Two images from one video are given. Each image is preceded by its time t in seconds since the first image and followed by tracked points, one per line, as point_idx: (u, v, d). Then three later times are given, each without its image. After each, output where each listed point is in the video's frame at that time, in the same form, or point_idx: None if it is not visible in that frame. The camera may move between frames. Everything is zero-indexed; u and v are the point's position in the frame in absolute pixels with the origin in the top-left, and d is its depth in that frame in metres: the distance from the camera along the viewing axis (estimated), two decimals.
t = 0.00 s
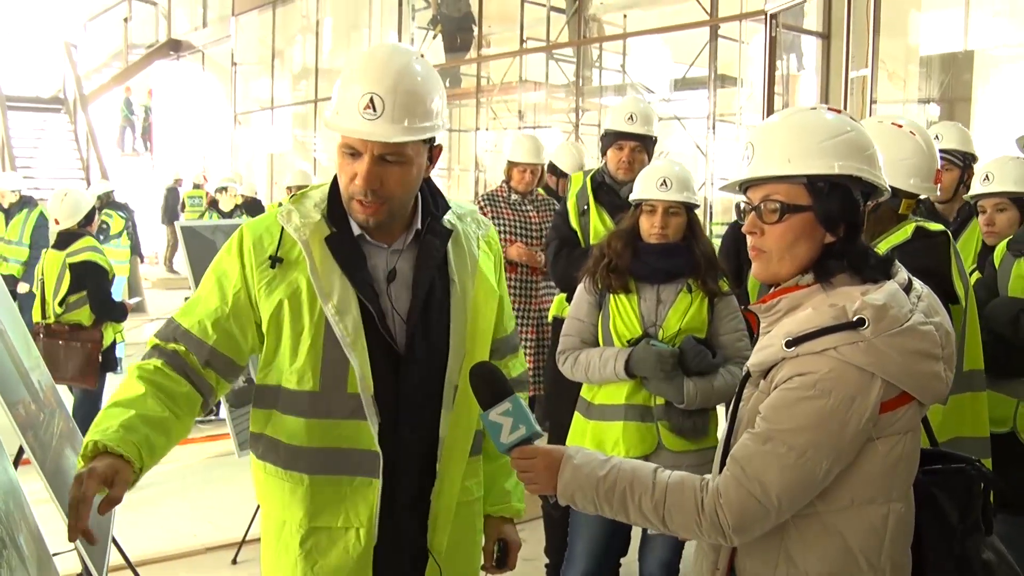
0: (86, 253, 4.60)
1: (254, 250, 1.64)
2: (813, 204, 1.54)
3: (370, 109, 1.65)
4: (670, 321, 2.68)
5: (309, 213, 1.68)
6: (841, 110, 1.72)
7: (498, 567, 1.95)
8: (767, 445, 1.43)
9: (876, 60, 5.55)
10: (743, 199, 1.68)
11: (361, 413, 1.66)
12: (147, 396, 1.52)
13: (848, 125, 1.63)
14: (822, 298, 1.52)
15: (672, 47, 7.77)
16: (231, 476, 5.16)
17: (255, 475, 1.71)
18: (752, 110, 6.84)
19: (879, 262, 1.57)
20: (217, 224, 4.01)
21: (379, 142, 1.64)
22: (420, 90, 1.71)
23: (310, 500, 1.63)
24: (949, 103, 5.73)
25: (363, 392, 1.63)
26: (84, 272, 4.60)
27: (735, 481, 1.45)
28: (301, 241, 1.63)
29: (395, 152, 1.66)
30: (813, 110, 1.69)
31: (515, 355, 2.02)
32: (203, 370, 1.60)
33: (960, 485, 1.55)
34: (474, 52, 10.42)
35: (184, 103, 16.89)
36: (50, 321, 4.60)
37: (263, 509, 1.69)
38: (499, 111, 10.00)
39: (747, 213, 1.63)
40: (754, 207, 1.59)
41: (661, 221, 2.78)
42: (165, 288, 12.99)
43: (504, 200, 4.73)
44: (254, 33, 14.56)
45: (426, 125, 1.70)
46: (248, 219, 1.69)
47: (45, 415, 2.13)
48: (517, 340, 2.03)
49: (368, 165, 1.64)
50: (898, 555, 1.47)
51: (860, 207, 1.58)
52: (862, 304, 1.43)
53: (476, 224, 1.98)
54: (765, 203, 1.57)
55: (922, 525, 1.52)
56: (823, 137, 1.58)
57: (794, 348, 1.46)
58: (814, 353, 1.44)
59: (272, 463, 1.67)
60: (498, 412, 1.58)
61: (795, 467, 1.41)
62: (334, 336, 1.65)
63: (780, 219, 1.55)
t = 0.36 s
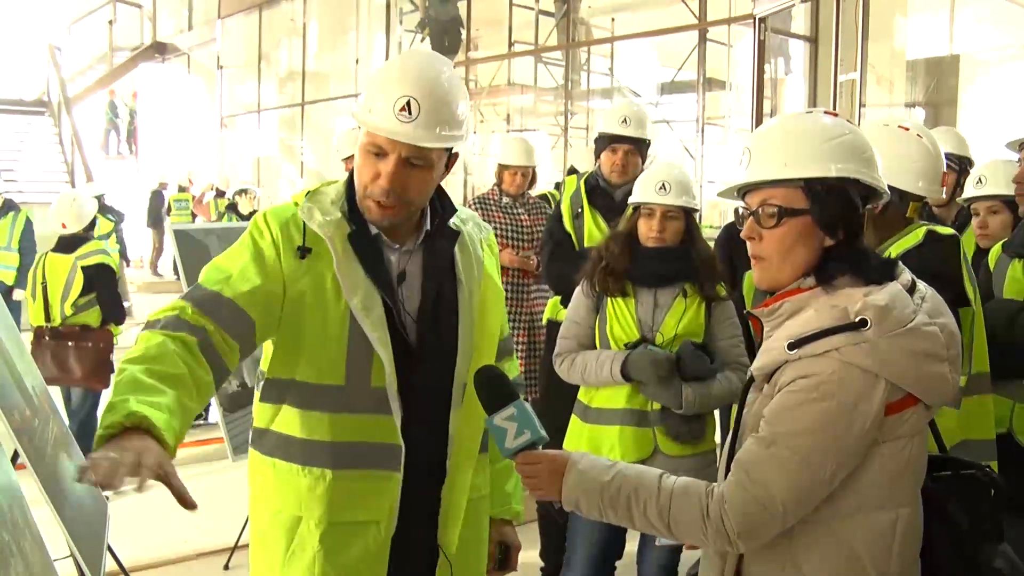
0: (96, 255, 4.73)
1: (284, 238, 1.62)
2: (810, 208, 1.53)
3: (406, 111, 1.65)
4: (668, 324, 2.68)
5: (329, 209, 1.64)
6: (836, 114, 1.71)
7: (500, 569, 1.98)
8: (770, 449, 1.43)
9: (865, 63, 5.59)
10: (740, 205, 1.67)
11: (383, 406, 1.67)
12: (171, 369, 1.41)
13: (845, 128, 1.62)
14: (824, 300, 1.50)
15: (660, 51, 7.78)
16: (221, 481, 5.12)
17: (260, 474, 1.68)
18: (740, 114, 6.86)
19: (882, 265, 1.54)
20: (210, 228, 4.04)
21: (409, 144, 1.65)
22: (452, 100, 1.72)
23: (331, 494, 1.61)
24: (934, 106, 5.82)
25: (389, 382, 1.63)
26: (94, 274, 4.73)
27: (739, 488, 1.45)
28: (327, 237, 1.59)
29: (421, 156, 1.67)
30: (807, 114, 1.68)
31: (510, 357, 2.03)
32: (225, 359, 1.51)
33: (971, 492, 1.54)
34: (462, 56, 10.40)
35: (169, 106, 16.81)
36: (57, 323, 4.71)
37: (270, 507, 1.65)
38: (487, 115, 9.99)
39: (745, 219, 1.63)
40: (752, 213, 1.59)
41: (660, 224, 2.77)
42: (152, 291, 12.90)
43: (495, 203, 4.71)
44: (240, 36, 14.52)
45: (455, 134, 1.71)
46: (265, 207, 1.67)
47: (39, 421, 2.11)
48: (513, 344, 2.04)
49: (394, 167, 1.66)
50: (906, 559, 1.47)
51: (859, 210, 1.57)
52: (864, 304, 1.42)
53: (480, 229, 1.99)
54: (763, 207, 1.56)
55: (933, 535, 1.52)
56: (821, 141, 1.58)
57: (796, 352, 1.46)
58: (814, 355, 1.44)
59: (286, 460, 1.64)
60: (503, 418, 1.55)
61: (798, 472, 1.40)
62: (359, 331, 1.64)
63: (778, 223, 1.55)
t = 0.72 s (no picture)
0: (100, 253, 4.74)
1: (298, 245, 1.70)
2: (814, 218, 1.53)
3: (378, 112, 1.73)
4: (664, 329, 2.68)
5: (339, 213, 1.74)
6: (843, 125, 1.70)
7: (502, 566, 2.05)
8: (772, 457, 1.42)
9: (857, 68, 5.61)
10: (744, 215, 1.66)
11: (394, 401, 1.73)
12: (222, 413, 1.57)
13: (849, 140, 1.62)
14: (827, 308, 1.49)
15: (649, 54, 7.79)
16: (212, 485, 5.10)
17: (280, 468, 1.75)
18: (731, 117, 6.87)
19: (886, 271, 1.53)
20: (202, 229, 4.06)
21: (394, 138, 1.73)
22: (418, 83, 1.81)
23: (344, 491, 1.68)
24: (922, 112, 5.76)
25: (396, 377, 1.70)
26: (100, 273, 4.74)
27: (741, 497, 1.44)
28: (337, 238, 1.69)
29: (412, 145, 1.75)
30: (811, 125, 1.67)
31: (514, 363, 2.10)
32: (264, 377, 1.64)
33: (981, 509, 1.55)
34: (451, 57, 10.37)
35: (156, 106, 16.72)
36: (65, 321, 4.73)
37: (291, 501, 1.72)
38: (476, 117, 9.97)
39: (749, 230, 1.62)
40: (755, 223, 1.58)
41: (657, 229, 2.77)
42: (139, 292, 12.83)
43: (486, 206, 4.71)
44: (228, 36, 14.46)
45: (429, 112, 1.79)
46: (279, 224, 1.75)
47: (32, 423, 2.09)
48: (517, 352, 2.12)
49: (394, 165, 1.74)
50: (913, 568, 1.46)
51: (864, 220, 1.55)
52: (866, 311, 1.42)
53: (489, 232, 2.04)
54: (767, 217, 1.56)
55: (941, 551, 1.52)
56: (825, 152, 1.57)
57: (797, 358, 1.46)
58: (816, 362, 1.43)
59: (307, 457, 1.70)
60: (506, 425, 1.57)
61: (800, 479, 1.40)
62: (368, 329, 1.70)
63: (781, 233, 1.54)
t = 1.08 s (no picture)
0: (110, 254, 4.83)
1: (292, 244, 1.68)
2: (811, 211, 1.53)
3: (380, 109, 1.73)
4: (658, 329, 2.68)
5: (330, 217, 1.71)
6: (843, 121, 1.70)
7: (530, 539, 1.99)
8: (764, 445, 1.42)
9: (844, 68, 5.63)
10: (742, 208, 1.66)
11: (400, 396, 1.74)
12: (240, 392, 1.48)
13: (848, 135, 1.62)
14: (819, 300, 1.50)
15: (637, 55, 7.80)
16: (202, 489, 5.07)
17: (292, 471, 1.77)
18: (720, 117, 6.88)
19: (876, 262, 1.55)
20: (193, 231, 4.09)
21: (396, 137, 1.74)
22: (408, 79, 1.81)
23: (358, 488, 1.69)
24: (908, 111, 5.79)
25: (403, 373, 1.71)
26: (110, 274, 4.82)
27: (734, 485, 1.44)
28: (334, 240, 1.67)
29: (409, 144, 1.77)
30: (812, 120, 1.67)
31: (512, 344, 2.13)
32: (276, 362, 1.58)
33: (975, 495, 1.55)
34: (440, 58, 10.35)
35: (143, 107, 16.63)
36: (75, 321, 4.79)
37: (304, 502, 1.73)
38: (464, 117, 9.96)
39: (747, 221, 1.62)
40: (754, 215, 1.58)
41: (652, 229, 2.77)
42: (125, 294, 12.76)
43: (476, 206, 4.70)
44: (215, 37, 14.41)
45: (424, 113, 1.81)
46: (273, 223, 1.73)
47: (24, 428, 2.08)
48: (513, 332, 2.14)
49: (392, 163, 1.75)
50: (903, 557, 1.46)
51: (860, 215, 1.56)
52: (857, 302, 1.43)
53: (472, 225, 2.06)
54: (764, 209, 1.56)
55: (935, 537, 1.52)
56: (826, 144, 1.57)
57: (790, 348, 1.46)
58: (807, 351, 1.44)
59: (316, 456, 1.72)
60: (505, 413, 1.57)
61: (791, 467, 1.40)
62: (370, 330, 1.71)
63: (779, 225, 1.54)
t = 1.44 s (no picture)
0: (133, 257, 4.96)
1: (265, 251, 1.65)
2: (800, 218, 1.54)
3: (414, 102, 1.82)
4: (651, 331, 2.69)
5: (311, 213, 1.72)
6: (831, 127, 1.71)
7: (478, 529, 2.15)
8: (761, 452, 1.42)
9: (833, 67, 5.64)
10: (732, 213, 1.66)
11: (388, 397, 1.76)
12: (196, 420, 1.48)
13: (837, 142, 1.62)
14: (811, 307, 1.49)
15: (625, 54, 7.81)
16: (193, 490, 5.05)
17: (263, 484, 1.72)
18: (708, 116, 6.89)
19: (865, 267, 1.54)
20: (183, 230, 4.06)
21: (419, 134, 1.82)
22: (413, 78, 1.86)
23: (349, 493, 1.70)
24: (895, 110, 5.77)
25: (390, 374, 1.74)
26: (132, 277, 4.93)
27: (731, 489, 1.44)
28: (317, 238, 1.68)
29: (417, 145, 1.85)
30: (801, 127, 1.67)
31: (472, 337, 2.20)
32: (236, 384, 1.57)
33: (965, 491, 1.56)
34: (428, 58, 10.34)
35: (129, 108, 16.55)
36: (97, 320, 4.87)
37: (282, 517, 1.69)
38: (452, 117, 9.94)
39: (737, 227, 1.63)
40: (744, 221, 1.59)
41: (645, 228, 2.78)
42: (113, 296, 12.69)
43: (466, 205, 4.70)
44: (203, 37, 14.36)
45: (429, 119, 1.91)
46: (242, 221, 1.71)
47: (16, 430, 2.06)
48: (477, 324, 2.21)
49: (409, 159, 1.81)
50: (896, 555, 1.47)
51: (848, 222, 1.56)
52: (848, 311, 1.43)
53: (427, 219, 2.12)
54: (754, 216, 1.57)
55: (929, 532, 1.52)
56: (816, 153, 1.58)
57: (784, 357, 1.45)
58: (802, 360, 1.43)
59: (301, 467, 1.69)
60: (505, 417, 1.58)
61: (787, 472, 1.40)
62: (354, 334, 1.73)
63: (768, 232, 1.55)
